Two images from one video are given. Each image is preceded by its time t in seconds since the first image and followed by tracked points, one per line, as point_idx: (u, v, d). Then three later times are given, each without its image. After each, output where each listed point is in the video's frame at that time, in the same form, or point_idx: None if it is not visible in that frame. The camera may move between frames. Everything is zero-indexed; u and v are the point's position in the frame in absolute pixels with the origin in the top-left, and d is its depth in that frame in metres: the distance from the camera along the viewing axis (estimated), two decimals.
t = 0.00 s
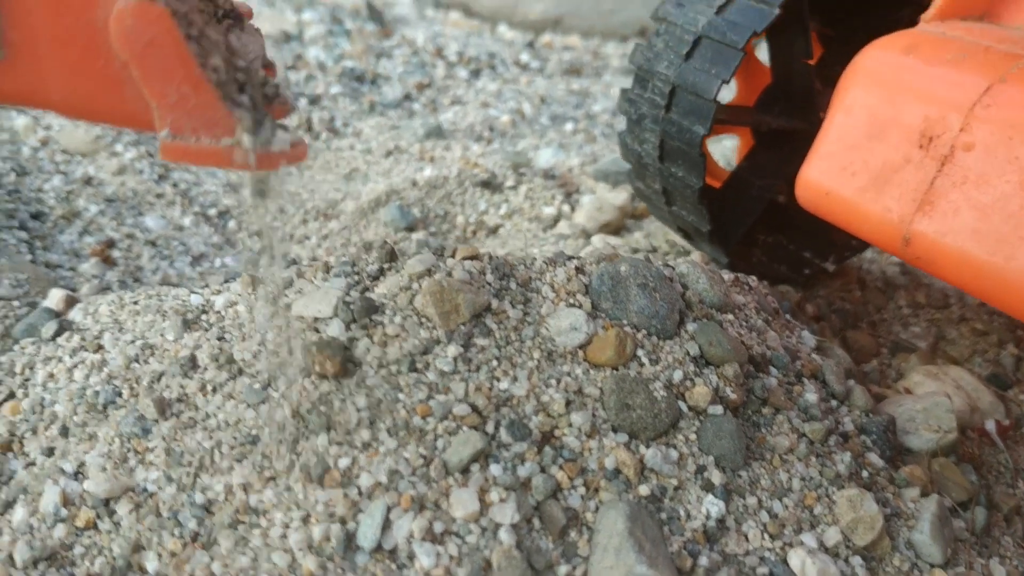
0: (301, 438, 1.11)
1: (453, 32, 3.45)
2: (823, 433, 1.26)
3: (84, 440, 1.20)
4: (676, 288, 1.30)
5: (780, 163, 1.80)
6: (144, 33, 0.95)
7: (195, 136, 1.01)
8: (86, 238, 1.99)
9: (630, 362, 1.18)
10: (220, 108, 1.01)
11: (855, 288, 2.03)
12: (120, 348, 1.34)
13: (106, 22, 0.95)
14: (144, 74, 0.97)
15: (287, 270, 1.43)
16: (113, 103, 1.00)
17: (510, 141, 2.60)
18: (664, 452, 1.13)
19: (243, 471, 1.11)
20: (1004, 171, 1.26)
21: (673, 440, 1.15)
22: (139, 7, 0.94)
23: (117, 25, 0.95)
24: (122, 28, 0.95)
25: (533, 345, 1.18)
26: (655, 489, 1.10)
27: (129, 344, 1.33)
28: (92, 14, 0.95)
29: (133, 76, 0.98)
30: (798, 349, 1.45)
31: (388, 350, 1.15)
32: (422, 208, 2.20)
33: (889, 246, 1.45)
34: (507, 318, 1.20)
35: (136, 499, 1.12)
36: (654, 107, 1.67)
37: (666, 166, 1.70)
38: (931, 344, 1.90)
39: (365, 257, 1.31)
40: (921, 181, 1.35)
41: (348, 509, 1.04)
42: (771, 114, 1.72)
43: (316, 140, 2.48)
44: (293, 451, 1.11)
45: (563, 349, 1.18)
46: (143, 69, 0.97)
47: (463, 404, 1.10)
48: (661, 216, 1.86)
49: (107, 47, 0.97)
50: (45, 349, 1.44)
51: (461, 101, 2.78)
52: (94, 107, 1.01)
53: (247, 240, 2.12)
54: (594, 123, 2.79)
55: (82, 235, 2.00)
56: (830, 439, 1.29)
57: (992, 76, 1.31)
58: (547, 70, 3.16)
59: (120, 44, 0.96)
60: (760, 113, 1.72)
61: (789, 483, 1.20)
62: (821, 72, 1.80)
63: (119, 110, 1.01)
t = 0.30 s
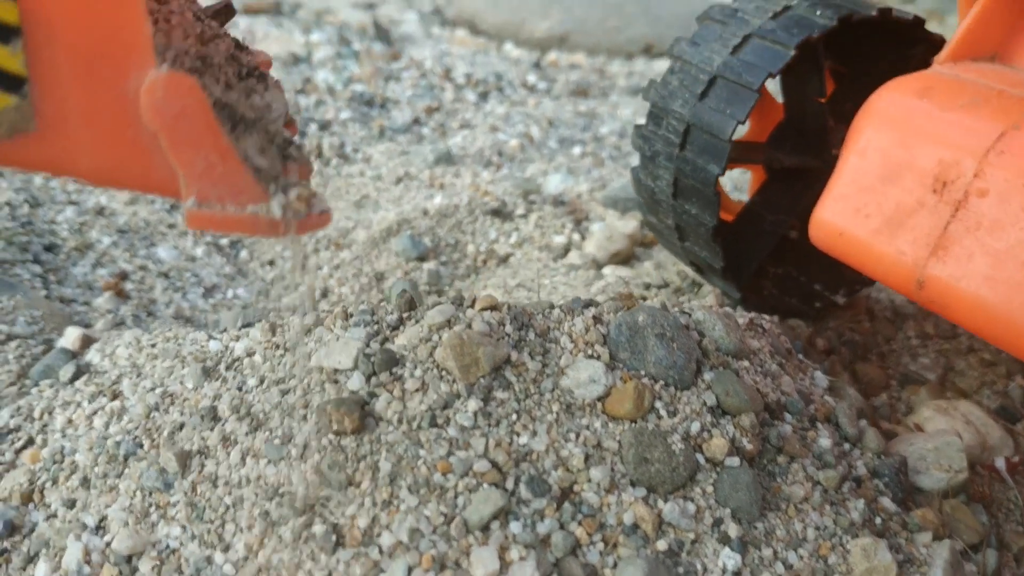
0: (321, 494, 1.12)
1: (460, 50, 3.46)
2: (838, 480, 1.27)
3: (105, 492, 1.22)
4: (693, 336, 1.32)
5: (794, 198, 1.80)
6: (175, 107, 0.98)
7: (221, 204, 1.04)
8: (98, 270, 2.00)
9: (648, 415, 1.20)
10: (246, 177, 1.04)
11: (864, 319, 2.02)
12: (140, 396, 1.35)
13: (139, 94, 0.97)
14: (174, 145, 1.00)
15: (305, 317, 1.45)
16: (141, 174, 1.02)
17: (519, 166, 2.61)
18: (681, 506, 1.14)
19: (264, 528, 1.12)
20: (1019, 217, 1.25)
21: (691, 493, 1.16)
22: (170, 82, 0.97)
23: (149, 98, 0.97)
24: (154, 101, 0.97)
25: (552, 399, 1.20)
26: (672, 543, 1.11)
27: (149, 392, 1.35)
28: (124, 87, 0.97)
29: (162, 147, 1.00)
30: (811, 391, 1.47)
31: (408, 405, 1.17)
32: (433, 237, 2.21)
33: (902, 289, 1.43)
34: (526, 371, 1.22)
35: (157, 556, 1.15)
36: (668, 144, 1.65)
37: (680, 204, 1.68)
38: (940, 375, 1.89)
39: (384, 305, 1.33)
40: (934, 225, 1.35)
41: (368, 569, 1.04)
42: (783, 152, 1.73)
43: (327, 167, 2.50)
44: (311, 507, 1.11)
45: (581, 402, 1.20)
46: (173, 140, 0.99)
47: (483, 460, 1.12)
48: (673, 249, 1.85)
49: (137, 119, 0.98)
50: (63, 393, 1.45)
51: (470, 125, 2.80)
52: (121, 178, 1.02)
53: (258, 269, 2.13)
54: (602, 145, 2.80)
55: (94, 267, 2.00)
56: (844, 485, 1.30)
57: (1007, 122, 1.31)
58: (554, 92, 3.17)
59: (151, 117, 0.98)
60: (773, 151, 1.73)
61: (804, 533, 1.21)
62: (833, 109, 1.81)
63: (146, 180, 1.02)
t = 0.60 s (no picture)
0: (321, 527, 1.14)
1: (462, 61, 3.46)
2: (837, 510, 1.27)
3: (106, 523, 1.25)
4: (693, 366, 1.32)
5: (795, 220, 1.79)
6: (169, 155, 0.97)
7: (215, 250, 1.02)
8: (101, 289, 2.00)
9: (648, 447, 1.20)
10: (241, 222, 1.03)
11: (865, 338, 2.00)
12: (141, 425, 1.36)
13: (133, 142, 0.97)
14: (168, 193, 0.99)
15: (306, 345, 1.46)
16: (137, 220, 1.01)
17: (519, 181, 2.62)
18: (681, 538, 1.14)
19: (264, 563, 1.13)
20: (1020, 246, 1.22)
21: (690, 525, 1.16)
22: (164, 131, 0.96)
23: (143, 146, 0.96)
24: (148, 150, 0.96)
25: (551, 431, 1.20)
26: None
27: (151, 421, 1.36)
28: (119, 136, 0.97)
29: (156, 194, 0.99)
30: (811, 417, 1.47)
31: (408, 438, 1.19)
32: (434, 255, 2.21)
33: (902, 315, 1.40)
34: (526, 403, 1.23)
35: None
36: (668, 167, 1.63)
37: (680, 226, 1.66)
38: (941, 396, 1.87)
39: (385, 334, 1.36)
40: (934, 252, 1.31)
41: None
42: (784, 173, 1.72)
43: (328, 183, 2.51)
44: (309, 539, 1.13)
45: (581, 434, 1.20)
46: (166, 188, 0.99)
47: (483, 494, 1.13)
48: (672, 269, 1.83)
49: (131, 167, 0.98)
50: (66, 419, 1.46)
51: (471, 139, 2.81)
52: (117, 224, 1.02)
53: (259, 286, 2.12)
54: (602, 159, 2.80)
55: (96, 286, 2.01)
56: (844, 514, 1.30)
57: (1008, 148, 1.27)
58: (555, 104, 3.16)
59: (145, 165, 0.97)
60: (774, 172, 1.71)
61: (804, 564, 1.20)
62: (833, 130, 1.80)
63: (142, 226, 1.02)
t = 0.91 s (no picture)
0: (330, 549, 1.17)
1: (464, 73, 3.48)
2: (837, 529, 1.29)
3: (115, 542, 1.27)
4: (694, 387, 1.34)
5: (796, 238, 1.80)
6: (148, 181, 0.96)
7: (196, 275, 1.02)
8: (107, 304, 2.02)
9: (650, 468, 1.22)
10: (223, 247, 1.02)
11: (865, 353, 2.00)
12: (148, 444, 1.37)
13: (112, 169, 0.96)
14: (147, 219, 0.98)
15: (312, 365, 1.48)
16: (116, 245, 1.00)
17: (522, 195, 2.63)
18: (683, 559, 1.16)
19: None
20: (1018, 270, 1.23)
21: (692, 546, 1.18)
22: (144, 158, 0.96)
23: (122, 173, 0.96)
24: (127, 176, 0.96)
25: (554, 453, 1.22)
26: None
27: (158, 439, 1.37)
28: (98, 162, 0.97)
29: (135, 220, 0.99)
30: (812, 436, 1.49)
31: (413, 461, 1.21)
32: (438, 269, 2.23)
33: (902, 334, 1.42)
34: (530, 424, 1.25)
35: None
36: (670, 187, 1.65)
37: (681, 245, 1.68)
38: (940, 411, 1.88)
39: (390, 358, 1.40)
40: (934, 275, 1.33)
41: None
42: (786, 195, 1.75)
43: (333, 197, 2.53)
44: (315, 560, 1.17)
45: (584, 455, 1.22)
46: (145, 214, 0.98)
47: (487, 516, 1.15)
48: (674, 286, 1.85)
49: (111, 193, 0.98)
50: (74, 436, 1.47)
51: (473, 153, 2.83)
52: (97, 248, 1.01)
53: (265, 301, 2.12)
54: (604, 172, 2.82)
55: (103, 301, 2.03)
56: (844, 533, 1.31)
57: (1007, 172, 1.28)
58: (557, 116, 3.18)
59: (124, 191, 0.97)
60: (777, 194, 1.74)
61: None
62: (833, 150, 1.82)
63: (121, 251, 1.01)
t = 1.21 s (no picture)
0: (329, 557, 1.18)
1: (465, 82, 3.51)
2: (829, 537, 1.31)
3: (120, 551, 1.30)
4: (688, 398, 1.37)
5: (792, 249, 1.81)
6: (136, 183, 0.97)
7: (182, 276, 1.03)
8: (112, 312, 2.05)
9: (644, 478, 1.24)
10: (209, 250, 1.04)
11: (859, 360, 2.02)
12: (153, 453, 1.40)
13: (99, 170, 0.97)
14: (135, 219, 0.99)
15: (314, 375, 1.51)
16: (102, 244, 1.01)
17: (521, 204, 2.66)
18: (676, 567, 1.18)
19: None
20: (1011, 281, 1.22)
21: (685, 554, 1.20)
22: (132, 159, 0.96)
23: (110, 174, 0.96)
24: (115, 178, 0.96)
25: (550, 462, 1.25)
26: None
27: (162, 449, 1.40)
28: (85, 163, 0.97)
29: (122, 221, 0.99)
30: (804, 444, 1.52)
31: (413, 471, 1.24)
32: (438, 277, 2.26)
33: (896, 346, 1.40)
34: (527, 435, 1.28)
35: None
36: (668, 198, 1.67)
37: (680, 255, 1.70)
38: (934, 417, 1.90)
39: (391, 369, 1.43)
40: (928, 286, 1.32)
41: None
42: (781, 205, 1.76)
43: (334, 206, 2.56)
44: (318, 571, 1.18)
45: (580, 465, 1.25)
46: (133, 215, 0.99)
47: (484, 525, 1.18)
48: (673, 296, 1.87)
49: (98, 194, 0.98)
50: (80, 445, 1.50)
51: (474, 161, 2.86)
52: (83, 247, 1.01)
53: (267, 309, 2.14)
54: (602, 180, 2.85)
55: (108, 310, 2.06)
56: (835, 541, 1.34)
57: (1000, 185, 1.28)
58: (556, 124, 3.21)
59: (112, 192, 0.97)
60: (772, 204, 1.75)
61: None
62: (829, 162, 1.82)
63: (107, 251, 1.02)
